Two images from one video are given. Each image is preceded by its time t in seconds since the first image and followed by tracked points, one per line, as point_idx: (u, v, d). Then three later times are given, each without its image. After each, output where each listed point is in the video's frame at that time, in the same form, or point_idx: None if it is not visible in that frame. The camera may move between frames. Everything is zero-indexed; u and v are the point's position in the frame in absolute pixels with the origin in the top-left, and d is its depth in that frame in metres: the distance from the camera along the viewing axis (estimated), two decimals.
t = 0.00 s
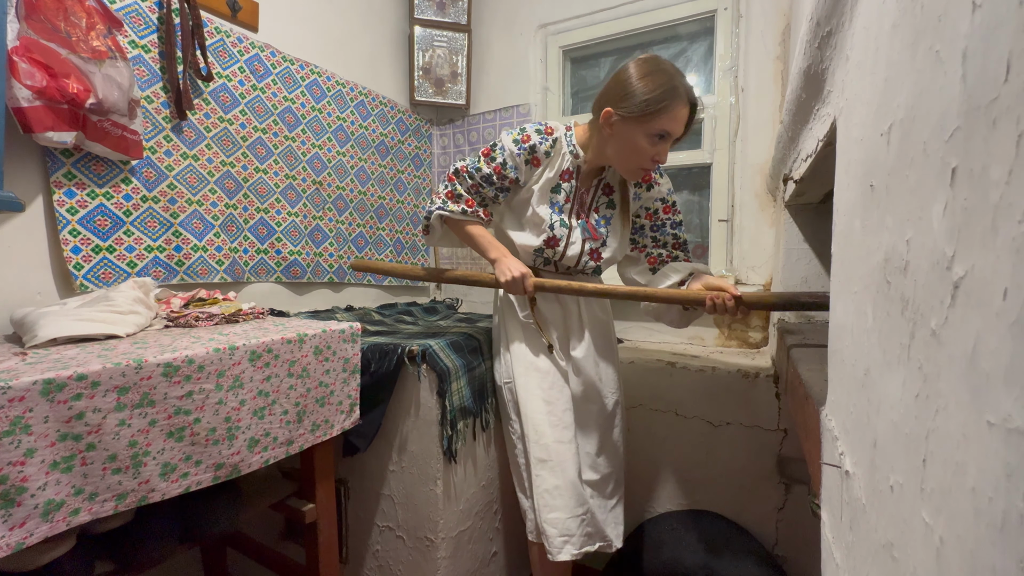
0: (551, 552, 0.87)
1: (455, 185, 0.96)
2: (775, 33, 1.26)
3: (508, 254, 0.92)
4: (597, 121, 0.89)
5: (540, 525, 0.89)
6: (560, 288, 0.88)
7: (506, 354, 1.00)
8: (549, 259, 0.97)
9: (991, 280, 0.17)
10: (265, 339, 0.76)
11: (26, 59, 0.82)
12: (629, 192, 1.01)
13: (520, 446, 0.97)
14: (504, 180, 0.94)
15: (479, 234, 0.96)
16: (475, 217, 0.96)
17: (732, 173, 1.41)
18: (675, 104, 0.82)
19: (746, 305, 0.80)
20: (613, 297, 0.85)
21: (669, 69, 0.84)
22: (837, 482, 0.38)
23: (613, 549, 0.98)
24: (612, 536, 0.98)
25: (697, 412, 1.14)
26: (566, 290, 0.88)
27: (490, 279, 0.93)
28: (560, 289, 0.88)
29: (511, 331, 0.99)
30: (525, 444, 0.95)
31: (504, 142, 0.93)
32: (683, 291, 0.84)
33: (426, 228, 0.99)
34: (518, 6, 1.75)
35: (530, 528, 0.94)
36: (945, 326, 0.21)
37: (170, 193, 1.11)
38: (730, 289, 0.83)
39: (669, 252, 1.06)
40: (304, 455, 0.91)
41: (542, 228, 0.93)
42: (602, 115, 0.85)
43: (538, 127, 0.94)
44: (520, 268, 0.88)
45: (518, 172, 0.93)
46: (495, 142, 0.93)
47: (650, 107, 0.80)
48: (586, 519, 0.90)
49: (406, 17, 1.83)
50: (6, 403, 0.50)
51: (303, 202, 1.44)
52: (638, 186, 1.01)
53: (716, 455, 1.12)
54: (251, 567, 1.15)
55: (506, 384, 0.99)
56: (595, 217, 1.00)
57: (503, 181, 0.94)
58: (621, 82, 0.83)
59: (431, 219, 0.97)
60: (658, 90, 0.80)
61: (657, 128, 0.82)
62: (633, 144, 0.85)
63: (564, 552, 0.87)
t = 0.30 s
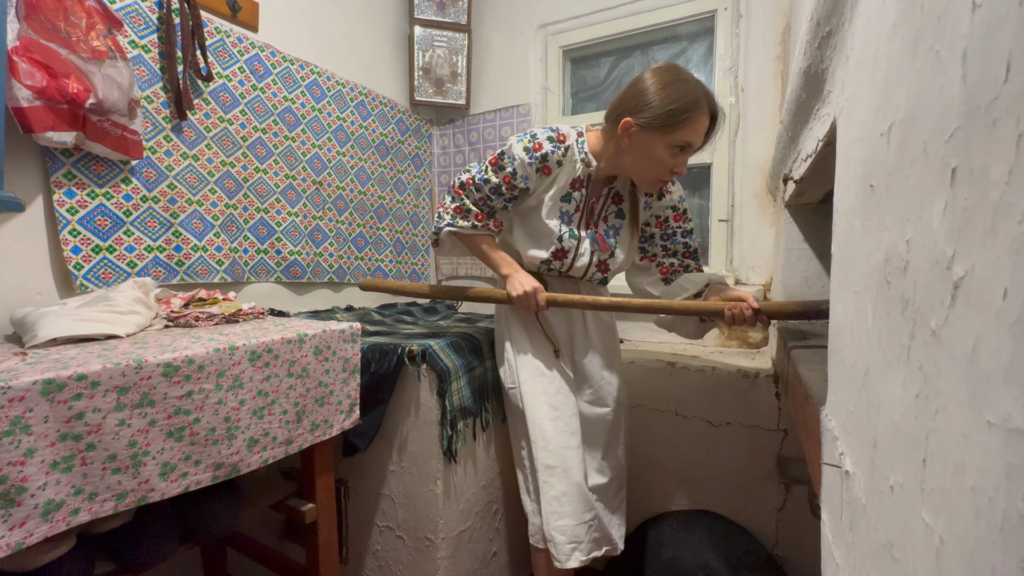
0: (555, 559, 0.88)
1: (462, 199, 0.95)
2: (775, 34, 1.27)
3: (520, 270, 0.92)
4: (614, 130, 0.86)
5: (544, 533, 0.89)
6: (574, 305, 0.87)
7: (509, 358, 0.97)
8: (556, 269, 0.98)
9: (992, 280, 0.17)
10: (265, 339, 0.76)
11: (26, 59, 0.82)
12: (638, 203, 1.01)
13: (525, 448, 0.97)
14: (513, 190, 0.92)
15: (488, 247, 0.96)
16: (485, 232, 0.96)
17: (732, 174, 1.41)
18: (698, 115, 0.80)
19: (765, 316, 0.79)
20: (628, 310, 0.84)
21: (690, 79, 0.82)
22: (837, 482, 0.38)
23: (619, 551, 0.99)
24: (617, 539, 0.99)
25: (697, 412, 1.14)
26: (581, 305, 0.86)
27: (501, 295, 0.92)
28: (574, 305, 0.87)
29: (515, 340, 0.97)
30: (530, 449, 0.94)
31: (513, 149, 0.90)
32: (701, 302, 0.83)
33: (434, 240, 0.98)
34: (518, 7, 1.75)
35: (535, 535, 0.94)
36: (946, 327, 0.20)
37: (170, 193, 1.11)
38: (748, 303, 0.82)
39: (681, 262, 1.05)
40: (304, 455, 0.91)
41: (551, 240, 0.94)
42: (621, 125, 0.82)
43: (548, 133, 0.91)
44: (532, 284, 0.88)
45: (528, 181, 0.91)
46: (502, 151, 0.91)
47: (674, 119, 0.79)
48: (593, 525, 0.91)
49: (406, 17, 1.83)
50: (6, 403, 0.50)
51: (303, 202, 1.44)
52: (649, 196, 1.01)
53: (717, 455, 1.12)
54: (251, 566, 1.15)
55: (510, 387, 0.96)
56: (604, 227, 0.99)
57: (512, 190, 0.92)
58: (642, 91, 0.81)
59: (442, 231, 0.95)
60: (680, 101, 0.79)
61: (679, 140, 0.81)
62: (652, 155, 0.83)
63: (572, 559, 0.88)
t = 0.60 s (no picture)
0: (553, 564, 0.88)
1: (466, 215, 0.93)
2: (775, 33, 1.26)
3: (528, 284, 0.91)
4: (614, 139, 0.86)
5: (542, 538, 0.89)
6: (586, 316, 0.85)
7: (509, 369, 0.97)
8: (558, 277, 0.99)
9: (991, 280, 0.17)
10: (265, 339, 0.76)
11: (26, 59, 0.82)
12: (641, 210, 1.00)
13: (524, 451, 0.97)
14: (515, 202, 0.90)
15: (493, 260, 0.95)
16: (491, 245, 0.94)
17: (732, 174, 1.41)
18: (701, 125, 0.80)
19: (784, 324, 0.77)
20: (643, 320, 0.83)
21: (694, 88, 0.81)
22: (838, 481, 0.38)
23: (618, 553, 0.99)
24: (615, 541, 0.99)
25: (697, 412, 1.14)
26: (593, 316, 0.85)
27: (508, 308, 0.91)
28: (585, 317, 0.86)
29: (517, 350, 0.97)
30: (529, 455, 0.94)
31: (512, 160, 0.88)
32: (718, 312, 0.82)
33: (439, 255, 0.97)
34: (518, 7, 1.75)
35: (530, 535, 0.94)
36: (946, 327, 0.20)
37: (170, 193, 1.11)
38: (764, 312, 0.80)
39: (690, 268, 1.03)
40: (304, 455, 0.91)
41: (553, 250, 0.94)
42: (623, 134, 0.82)
43: (549, 142, 0.89)
44: (541, 297, 0.87)
45: (530, 192, 0.89)
46: (502, 161, 0.88)
47: (676, 128, 0.78)
48: (592, 528, 0.92)
49: (406, 17, 1.83)
50: (6, 403, 0.50)
51: (303, 202, 1.44)
52: (653, 205, 0.99)
53: (717, 455, 1.12)
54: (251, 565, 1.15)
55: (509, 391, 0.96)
56: (605, 235, 1.00)
57: (514, 202, 0.90)
58: (645, 99, 0.80)
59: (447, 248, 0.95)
60: (682, 110, 0.78)
61: (681, 150, 0.81)
62: (655, 165, 0.83)
63: (571, 563, 0.88)
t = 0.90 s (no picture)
0: (554, 567, 0.88)
1: (473, 225, 0.91)
2: (775, 32, 1.26)
3: (544, 288, 0.89)
4: (617, 140, 0.86)
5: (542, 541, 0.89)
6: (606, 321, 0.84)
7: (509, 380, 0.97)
8: (558, 281, 1.00)
9: (991, 279, 0.17)
10: (265, 339, 0.76)
11: (26, 59, 0.82)
12: (643, 212, 1.00)
13: (523, 453, 0.96)
14: (522, 206, 0.89)
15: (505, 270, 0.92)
16: (501, 253, 0.93)
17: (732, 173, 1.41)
18: (704, 126, 0.79)
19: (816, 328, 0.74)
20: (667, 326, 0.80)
21: (697, 89, 0.81)
22: (837, 482, 0.38)
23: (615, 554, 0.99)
24: (614, 542, 0.99)
25: (697, 412, 1.14)
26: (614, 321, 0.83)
27: (524, 314, 0.89)
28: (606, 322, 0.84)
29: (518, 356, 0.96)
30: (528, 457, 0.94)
31: (518, 165, 0.87)
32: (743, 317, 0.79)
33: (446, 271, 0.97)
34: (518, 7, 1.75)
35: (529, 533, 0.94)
36: (946, 326, 0.21)
37: (170, 193, 1.11)
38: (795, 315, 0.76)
39: (704, 271, 1.03)
40: (304, 456, 0.91)
41: (553, 254, 0.94)
42: (625, 136, 0.82)
43: (551, 145, 0.89)
44: (558, 302, 0.85)
45: (537, 194, 0.88)
46: (506, 167, 0.87)
47: (678, 129, 0.78)
48: (592, 530, 0.92)
49: (407, 17, 1.83)
50: (6, 403, 0.50)
51: (303, 202, 1.44)
52: (656, 207, 0.99)
53: (717, 455, 1.12)
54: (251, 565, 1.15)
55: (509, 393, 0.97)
56: (607, 238, 1.00)
57: (521, 206, 0.89)
58: (648, 100, 0.80)
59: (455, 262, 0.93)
60: (685, 111, 0.78)
61: (683, 152, 0.81)
62: (658, 167, 0.83)
63: (571, 565, 0.88)
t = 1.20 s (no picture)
0: (554, 569, 0.88)
1: (485, 238, 0.90)
2: (775, 32, 1.27)
3: (563, 293, 0.89)
4: (621, 142, 0.85)
5: (543, 542, 0.88)
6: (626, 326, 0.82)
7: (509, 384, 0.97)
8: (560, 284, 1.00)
9: (992, 279, 0.17)
10: (265, 339, 0.76)
11: (26, 59, 0.82)
12: (644, 214, 1.01)
13: (522, 456, 0.96)
14: (527, 210, 0.88)
15: (523, 278, 0.91)
16: (515, 261, 0.92)
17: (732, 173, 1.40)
18: (709, 129, 0.80)
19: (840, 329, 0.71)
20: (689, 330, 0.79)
21: (702, 92, 0.81)
22: (837, 482, 0.38)
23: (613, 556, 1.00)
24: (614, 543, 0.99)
25: (697, 412, 1.14)
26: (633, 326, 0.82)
27: (544, 318, 0.88)
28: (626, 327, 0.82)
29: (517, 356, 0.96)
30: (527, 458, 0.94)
31: (521, 171, 0.86)
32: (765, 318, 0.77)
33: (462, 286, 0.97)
34: (518, 7, 1.75)
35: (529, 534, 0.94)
36: (946, 327, 0.21)
37: (170, 193, 1.11)
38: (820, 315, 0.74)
39: (719, 270, 1.00)
40: (304, 455, 0.91)
41: (553, 256, 0.93)
42: (629, 137, 0.81)
43: (554, 148, 0.88)
44: (581, 306, 0.85)
45: (540, 198, 0.88)
46: (510, 175, 0.86)
47: (683, 130, 0.78)
48: (592, 531, 0.92)
49: (407, 17, 1.83)
50: (6, 403, 0.50)
51: (303, 202, 1.44)
52: (658, 210, 1.00)
53: (717, 455, 1.12)
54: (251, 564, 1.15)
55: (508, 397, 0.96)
56: (608, 240, 1.00)
57: (526, 211, 0.89)
58: (652, 103, 0.80)
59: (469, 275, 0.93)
60: (690, 113, 0.78)
61: (688, 154, 0.81)
62: (663, 169, 0.83)
63: (572, 567, 0.88)
